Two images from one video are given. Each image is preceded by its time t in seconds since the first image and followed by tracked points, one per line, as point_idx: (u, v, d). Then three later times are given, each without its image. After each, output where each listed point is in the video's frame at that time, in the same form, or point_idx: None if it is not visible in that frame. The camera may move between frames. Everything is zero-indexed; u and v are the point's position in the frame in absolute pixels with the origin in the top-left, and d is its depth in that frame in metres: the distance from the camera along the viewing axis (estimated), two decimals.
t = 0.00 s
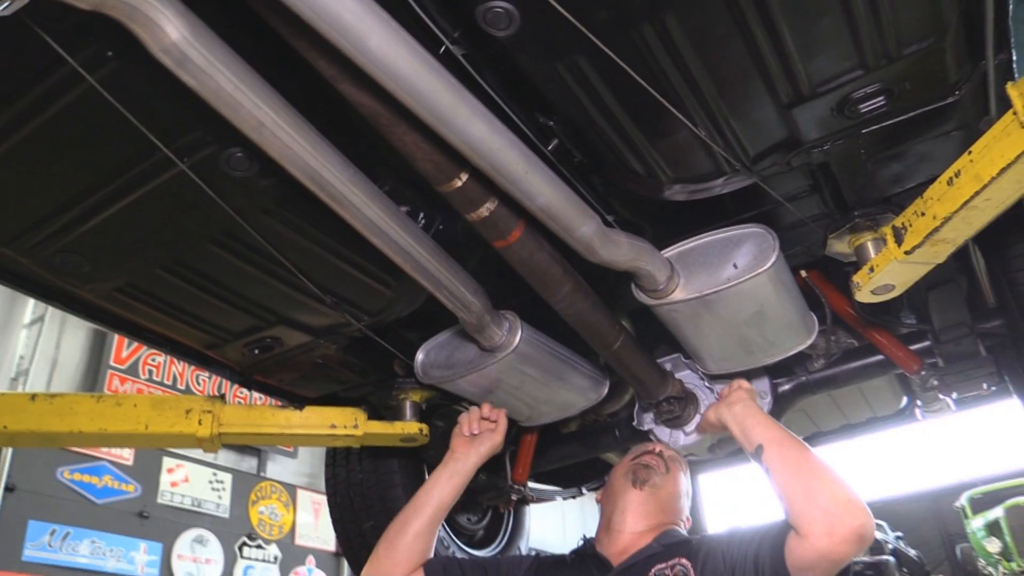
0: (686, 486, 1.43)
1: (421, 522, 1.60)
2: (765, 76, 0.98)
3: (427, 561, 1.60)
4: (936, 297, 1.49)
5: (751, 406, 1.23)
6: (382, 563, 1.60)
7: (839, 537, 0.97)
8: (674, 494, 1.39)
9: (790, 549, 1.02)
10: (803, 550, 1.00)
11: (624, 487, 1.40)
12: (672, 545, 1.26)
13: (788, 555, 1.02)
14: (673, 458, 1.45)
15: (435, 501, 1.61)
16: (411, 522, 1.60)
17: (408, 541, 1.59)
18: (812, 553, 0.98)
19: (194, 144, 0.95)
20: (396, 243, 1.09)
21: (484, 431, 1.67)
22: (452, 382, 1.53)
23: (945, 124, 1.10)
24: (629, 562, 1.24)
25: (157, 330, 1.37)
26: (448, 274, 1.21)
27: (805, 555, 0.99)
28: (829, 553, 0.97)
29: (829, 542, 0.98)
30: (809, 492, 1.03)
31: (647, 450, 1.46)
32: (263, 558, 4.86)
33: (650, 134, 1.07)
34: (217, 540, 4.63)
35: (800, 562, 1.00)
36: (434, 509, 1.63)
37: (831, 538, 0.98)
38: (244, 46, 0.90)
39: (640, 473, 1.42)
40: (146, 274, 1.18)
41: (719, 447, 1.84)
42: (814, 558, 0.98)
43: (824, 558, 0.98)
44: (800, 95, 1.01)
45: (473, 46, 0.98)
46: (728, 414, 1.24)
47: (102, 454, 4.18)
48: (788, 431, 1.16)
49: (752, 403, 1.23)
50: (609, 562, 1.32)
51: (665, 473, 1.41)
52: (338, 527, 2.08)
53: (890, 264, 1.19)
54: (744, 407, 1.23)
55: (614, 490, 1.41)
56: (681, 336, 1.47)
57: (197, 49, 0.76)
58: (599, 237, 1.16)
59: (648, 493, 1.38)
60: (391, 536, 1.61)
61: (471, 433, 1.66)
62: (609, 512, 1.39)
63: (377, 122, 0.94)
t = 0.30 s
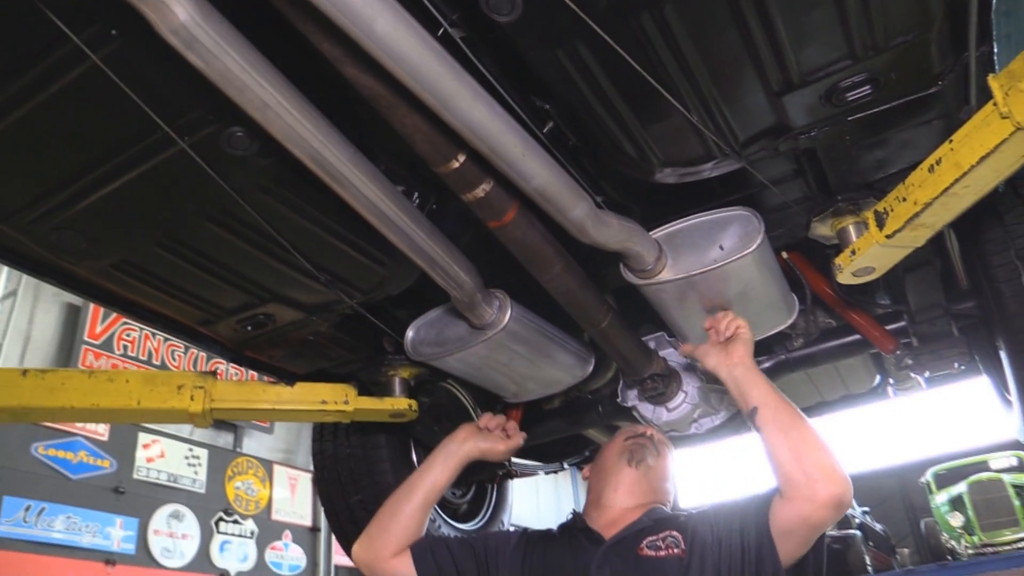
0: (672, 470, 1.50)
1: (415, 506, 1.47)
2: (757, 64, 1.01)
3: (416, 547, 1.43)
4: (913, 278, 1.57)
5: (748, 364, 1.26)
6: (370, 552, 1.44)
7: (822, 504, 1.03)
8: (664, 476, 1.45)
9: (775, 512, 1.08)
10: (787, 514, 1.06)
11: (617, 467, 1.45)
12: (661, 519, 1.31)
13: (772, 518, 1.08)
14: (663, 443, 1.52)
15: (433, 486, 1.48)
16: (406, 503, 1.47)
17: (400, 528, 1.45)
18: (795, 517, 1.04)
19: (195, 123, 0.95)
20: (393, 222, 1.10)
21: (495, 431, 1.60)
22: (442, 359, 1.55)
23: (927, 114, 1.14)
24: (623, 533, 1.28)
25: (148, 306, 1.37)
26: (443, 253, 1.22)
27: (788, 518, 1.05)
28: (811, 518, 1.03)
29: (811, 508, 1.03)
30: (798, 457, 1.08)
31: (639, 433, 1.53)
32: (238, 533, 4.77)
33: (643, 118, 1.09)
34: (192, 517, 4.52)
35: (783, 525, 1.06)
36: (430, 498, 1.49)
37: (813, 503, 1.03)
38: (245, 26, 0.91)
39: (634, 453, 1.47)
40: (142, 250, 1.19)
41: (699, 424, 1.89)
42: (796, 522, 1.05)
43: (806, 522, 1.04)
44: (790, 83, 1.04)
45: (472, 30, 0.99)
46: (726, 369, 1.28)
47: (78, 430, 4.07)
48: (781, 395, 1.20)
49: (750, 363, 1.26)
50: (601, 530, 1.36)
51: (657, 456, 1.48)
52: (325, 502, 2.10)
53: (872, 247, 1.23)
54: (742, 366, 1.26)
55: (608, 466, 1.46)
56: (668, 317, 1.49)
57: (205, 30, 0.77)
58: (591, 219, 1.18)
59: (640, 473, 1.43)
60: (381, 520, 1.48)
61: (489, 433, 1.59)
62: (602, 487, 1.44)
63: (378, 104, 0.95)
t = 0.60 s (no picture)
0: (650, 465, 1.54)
1: (392, 483, 1.53)
2: (747, 71, 1.03)
3: (400, 529, 1.50)
4: (889, 283, 1.61)
5: (727, 374, 1.28)
6: (353, 533, 1.51)
7: (802, 513, 1.06)
8: (642, 469, 1.49)
9: (757, 520, 1.12)
10: (769, 524, 1.09)
11: (598, 460, 1.48)
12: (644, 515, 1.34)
13: (755, 527, 1.11)
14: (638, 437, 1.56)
15: (409, 464, 1.55)
16: (384, 482, 1.54)
17: (380, 507, 1.52)
18: (777, 528, 1.08)
19: (191, 110, 0.96)
20: (386, 215, 1.11)
21: (454, 391, 1.65)
22: (425, 350, 1.55)
23: (908, 123, 1.18)
24: (607, 525, 1.30)
25: (134, 290, 1.37)
26: (433, 246, 1.23)
27: (770, 527, 1.09)
28: (791, 527, 1.07)
29: (792, 518, 1.07)
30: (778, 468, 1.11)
31: (616, 430, 1.56)
32: (207, 518, 4.74)
33: (634, 118, 1.11)
34: (162, 501, 4.46)
35: (764, 534, 1.10)
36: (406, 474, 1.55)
37: (794, 514, 1.07)
38: (245, 14, 0.92)
39: (614, 448, 1.51)
40: (132, 235, 1.19)
41: (676, 420, 1.93)
42: (778, 530, 1.08)
43: (787, 530, 1.07)
44: (778, 90, 1.07)
45: (469, 26, 1.00)
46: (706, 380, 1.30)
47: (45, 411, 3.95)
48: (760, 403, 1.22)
49: (729, 372, 1.28)
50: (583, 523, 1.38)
51: (636, 451, 1.52)
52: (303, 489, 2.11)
53: (851, 252, 1.26)
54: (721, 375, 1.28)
55: (589, 460, 1.49)
56: (650, 315, 1.51)
57: (208, 19, 0.78)
58: (579, 217, 1.20)
59: (620, 466, 1.47)
60: (361, 503, 1.53)
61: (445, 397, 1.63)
62: (582, 482, 1.47)
63: (375, 97, 0.96)
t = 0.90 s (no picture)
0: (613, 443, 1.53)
1: (370, 464, 1.48)
2: (731, 79, 1.06)
3: (381, 512, 1.46)
4: (861, 289, 1.65)
5: (698, 378, 1.29)
6: (331, 514, 1.45)
7: (775, 512, 1.09)
8: (604, 453, 1.49)
9: (731, 516, 1.15)
10: (743, 522, 1.12)
11: (553, 461, 1.49)
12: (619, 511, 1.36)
13: (730, 526, 1.15)
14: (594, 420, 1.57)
15: (388, 443, 1.50)
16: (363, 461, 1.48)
17: (359, 488, 1.46)
18: (752, 527, 1.11)
19: (180, 101, 0.96)
20: (371, 210, 1.12)
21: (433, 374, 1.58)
22: (404, 344, 1.56)
23: (884, 136, 1.21)
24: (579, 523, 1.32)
25: (113, 277, 1.36)
26: (416, 242, 1.24)
27: (744, 525, 1.12)
28: (766, 525, 1.10)
29: (766, 517, 1.10)
30: (752, 468, 1.13)
31: (568, 420, 1.57)
32: (176, 507, 4.70)
33: (619, 122, 1.13)
34: (131, 489, 4.42)
35: (739, 531, 1.13)
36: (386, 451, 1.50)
37: (768, 514, 1.10)
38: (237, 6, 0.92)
39: (563, 441, 1.52)
40: (114, 223, 1.18)
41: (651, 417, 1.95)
42: (751, 528, 1.12)
43: (761, 528, 1.11)
44: (761, 99, 1.10)
45: (460, 25, 1.01)
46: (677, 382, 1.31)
47: (13, 396, 3.85)
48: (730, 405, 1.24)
49: (700, 376, 1.29)
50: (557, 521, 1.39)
51: (588, 436, 1.52)
52: (278, 479, 2.11)
53: (826, 259, 1.30)
54: (691, 378, 1.30)
55: (546, 463, 1.50)
56: (628, 315, 1.53)
57: (202, 12, 0.78)
58: (563, 217, 1.21)
59: (576, 458, 1.47)
60: (341, 482, 1.48)
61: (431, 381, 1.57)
62: (547, 482, 1.49)
63: (365, 94, 0.97)
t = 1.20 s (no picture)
0: (588, 425, 1.52)
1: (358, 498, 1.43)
2: (726, 73, 1.07)
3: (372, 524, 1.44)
4: (851, 281, 1.66)
5: (702, 409, 1.26)
6: (322, 539, 1.42)
7: (788, 549, 1.08)
8: (582, 441, 1.48)
9: (738, 545, 1.14)
10: (756, 554, 1.11)
11: (533, 457, 1.46)
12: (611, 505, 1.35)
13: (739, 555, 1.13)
14: (568, 408, 1.54)
15: (377, 478, 1.44)
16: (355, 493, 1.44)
17: (345, 519, 1.42)
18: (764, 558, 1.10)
19: (178, 91, 0.96)
20: (368, 201, 1.13)
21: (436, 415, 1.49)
22: (399, 334, 1.57)
23: (876, 130, 1.22)
24: (568, 519, 1.30)
25: (108, 266, 1.36)
26: (412, 232, 1.25)
27: (754, 557, 1.12)
28: (778, 556, 1.09)
29: (778, 550, 1.09)
30: (765, 508, 1.10)
31: (543, 410, 1.54)
32: (167, 497, 4.70)
33: (614, 114, 1.14)
34: (121, 478, 4.41)
35: (748, 559, 1.12)
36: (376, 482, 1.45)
37: (781, 546, 1.09)
38: None
39: (541, 436, 1.48)
40: (111, 212, 1.18)
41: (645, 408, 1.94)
42: (762, 559, 1.11)
43: (771, 560, 1.10)
44: (754, 93, 1.11)
45: (457, 17, 1.02)
46: (682, 412, 1.28)
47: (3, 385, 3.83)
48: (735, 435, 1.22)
49: (704, 407, 1.26)
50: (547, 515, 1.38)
51: (566, 426, 1.49)
52: (272, 468, 2.11)
53: (817, 251, 1.31)
54: (695, 407, 1.27)
55: (527, 460, 1.47)
56: (622, 306, 1.54)
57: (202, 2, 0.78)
58: (558, 209, 1.22)
59: (556, 453, 1.45)
60: (329, 513, 1.44)
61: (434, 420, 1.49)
62: (533, 478, 1.47)
63: (363, 85, 0.97)
